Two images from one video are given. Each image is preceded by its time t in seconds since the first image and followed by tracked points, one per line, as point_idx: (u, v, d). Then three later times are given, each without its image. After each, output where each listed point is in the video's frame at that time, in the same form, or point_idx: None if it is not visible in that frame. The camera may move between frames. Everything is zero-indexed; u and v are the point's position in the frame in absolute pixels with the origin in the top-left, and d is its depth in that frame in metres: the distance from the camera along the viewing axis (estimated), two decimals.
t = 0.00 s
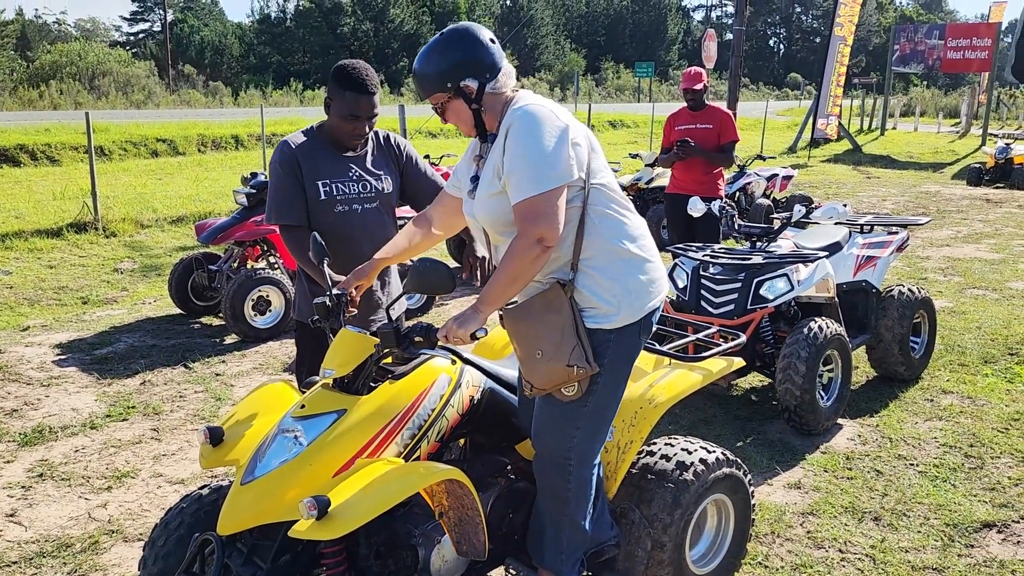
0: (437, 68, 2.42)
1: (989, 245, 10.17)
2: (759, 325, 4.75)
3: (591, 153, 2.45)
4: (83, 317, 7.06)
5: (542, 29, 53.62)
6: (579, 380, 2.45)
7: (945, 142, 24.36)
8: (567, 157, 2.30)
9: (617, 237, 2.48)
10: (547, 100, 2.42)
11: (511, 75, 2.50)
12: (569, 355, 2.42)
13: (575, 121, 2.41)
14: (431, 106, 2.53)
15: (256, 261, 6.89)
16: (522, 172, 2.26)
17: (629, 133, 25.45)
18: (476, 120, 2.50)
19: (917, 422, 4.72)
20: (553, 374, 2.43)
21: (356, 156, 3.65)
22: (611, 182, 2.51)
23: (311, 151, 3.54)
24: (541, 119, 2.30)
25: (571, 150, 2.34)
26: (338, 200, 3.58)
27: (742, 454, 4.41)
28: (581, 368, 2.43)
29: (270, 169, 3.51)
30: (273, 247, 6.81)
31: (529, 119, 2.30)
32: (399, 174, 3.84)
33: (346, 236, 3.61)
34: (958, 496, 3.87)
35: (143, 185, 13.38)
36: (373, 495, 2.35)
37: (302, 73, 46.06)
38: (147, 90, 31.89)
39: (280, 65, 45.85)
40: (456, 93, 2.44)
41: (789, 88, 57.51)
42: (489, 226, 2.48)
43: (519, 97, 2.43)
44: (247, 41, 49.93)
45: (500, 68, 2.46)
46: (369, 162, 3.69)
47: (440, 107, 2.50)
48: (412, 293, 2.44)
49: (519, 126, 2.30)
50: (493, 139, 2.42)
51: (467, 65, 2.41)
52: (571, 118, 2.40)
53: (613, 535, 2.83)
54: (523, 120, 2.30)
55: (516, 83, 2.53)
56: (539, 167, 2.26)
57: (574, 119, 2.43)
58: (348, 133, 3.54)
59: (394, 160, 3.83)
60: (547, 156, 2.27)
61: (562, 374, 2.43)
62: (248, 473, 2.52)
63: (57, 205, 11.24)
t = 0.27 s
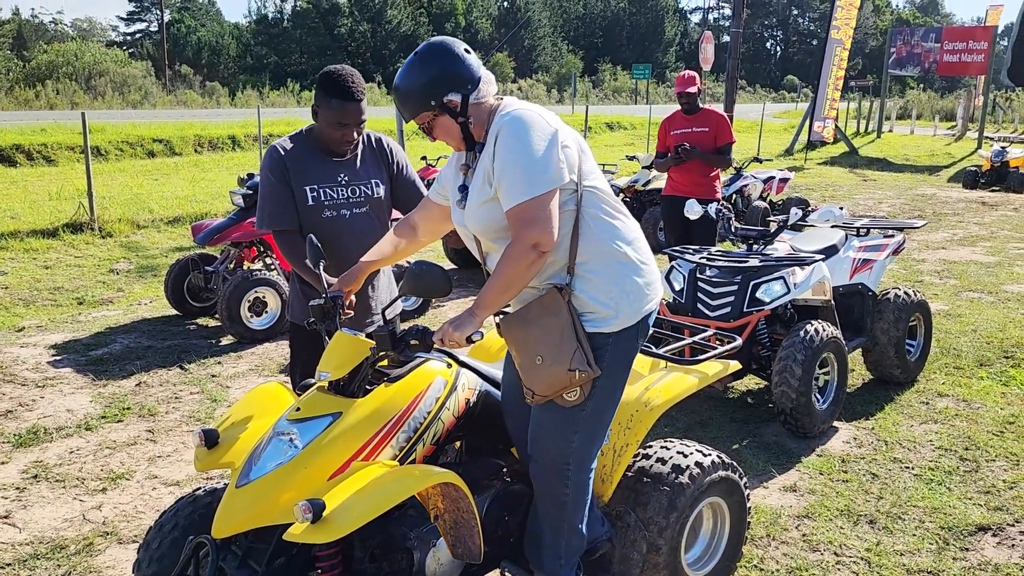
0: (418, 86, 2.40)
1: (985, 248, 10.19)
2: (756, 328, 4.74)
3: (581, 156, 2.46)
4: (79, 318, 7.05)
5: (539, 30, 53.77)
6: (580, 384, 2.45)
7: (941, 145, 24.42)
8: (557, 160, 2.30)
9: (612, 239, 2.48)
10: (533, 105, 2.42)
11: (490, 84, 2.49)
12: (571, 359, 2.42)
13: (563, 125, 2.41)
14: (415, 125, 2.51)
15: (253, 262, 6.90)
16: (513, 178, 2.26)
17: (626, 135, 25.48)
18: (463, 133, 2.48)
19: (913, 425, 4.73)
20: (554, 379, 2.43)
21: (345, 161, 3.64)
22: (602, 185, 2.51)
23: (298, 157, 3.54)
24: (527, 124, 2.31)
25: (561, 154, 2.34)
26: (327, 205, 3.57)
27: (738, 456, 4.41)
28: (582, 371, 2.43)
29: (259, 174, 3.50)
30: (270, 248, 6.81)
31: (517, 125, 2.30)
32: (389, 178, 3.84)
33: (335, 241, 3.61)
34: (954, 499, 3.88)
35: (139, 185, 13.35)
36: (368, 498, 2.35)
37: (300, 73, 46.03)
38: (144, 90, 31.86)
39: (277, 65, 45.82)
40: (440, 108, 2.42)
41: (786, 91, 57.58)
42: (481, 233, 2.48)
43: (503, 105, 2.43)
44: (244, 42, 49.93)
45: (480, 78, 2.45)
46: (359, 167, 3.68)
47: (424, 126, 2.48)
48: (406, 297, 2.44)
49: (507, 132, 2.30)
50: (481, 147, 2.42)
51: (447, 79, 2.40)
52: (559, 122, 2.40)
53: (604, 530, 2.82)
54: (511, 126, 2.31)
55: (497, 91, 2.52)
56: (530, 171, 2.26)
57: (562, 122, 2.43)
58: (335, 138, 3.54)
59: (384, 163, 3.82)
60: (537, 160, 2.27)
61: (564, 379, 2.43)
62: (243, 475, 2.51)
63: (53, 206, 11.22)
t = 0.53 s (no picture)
0: (403, 97, 2.39)
1: (981, 251, 10.21)
2: (753, 330, 4.75)
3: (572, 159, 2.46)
4: (76, 317, 7.04)
5: (537, 32, 53.82)
6: (581, 386, 2.45)
7: (938, 148, 24.47)
8: (548, 163, 2.30)
9: (606, 240, 2.49)
10: (519, 108, 2.42)
11: (474, 89, 2.49)
12: (571, 362, 2.42)
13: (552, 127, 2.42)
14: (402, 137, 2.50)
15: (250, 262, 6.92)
16: (505, 181, 2.26)
17: (624, 137, 25.50)
18: (452, 141, 2.47)
19: (909, 428, 4.74)
20: (554, 382, 2.43)
21: (336, 163, 3.64)
22: (594, 188, 2.51)
23: (289, 162, 3.54)
24: (517, 127, 2.31)
25: (551, 156, 2.34)
26: (320, 208, 3.57)
27: (734, 458, 4.41)
28: (583, 373, 2.42)
29: (250, 180, 3.51)
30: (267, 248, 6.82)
31: (507, 128, 2.30)
32: (380, 177, 3.84)
33: (330, 243, 3.61)
34: (949, 501, 3.88)
35: (136, 185, 13.34)
36: (365, 499, 2.36)
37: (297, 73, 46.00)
38: (141, 89, 31.83)
39: (275, 65, 45.78)
40: (427, 117, 2.42)
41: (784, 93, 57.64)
42: (475, 238, 2.48)
43: (491, 110, 2.42)
44: (242, 42, 49.90)
45: (464, 84, 2.44)
46: (350, 168, 3.68)
47: (413, 137, 2.47)
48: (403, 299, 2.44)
49: (496, 136, 2.30)
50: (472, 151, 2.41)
51: (433, 87, 2.39)
52: (549, 125, 2.41)
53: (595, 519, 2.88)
54: (500, 129, 2.31)
55: (481, 96, 2.52)
56: (522, 173, 2.25)
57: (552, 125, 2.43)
58: (324, 139, 3.53)
59: (375, 163, 3.82)
60: (527, 162, 2.27)
61: (565, 381, 2.43)
62: (239, 476, 2.51)
63: (50, 205, 11.21)
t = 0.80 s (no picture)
0: (398, 97, 2.39)
1: (979, 253, 10.23)
2: (752, 331, 4.76)
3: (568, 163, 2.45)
4: (74, 316, 7.04)
5: (536, 32, 53.85)
6: (571, 390, 2.46)
7: (937, 150, 24.50)
8: (545, 166, 2.30)
9: (601, 245, 2.49)
10: (516, 109, 2.41)
11: (469, 89, 2.49)
12: (561, 367, 2.43)
13: (549, 130, 2.41)
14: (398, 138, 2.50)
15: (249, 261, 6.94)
16: (502, 184, 2.26)
17: (623, 138, 25.51)
18: (449, 140, 2.46)
19: (907, 429, 4.74)
20: (545, 386, 2.44)
21: (330, 162, 3.64)
22: (589, 191, 2.51)
23: (283, 163, 3.53)
24: (515, 129, 2.30)
25: (548, 159, 2.33)
26: (316, 208, 3.57)
27: (732, 459, 4.41)
28: (572, 378, 2.44)
29: (245, 183, 3.50)
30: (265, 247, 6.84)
31: (504, 131, 2.29)
32: (373, 174, 3.84)
33: (326, 243, 3.62)
34: (947, 503, 3.89)
35: (135, 183, 13.33)
36: (362, 499, 2.36)
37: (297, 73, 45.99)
38: (141, 88, 31.84)
39: (274, 64, 45.77)
40: (424, 117, 2.41)
41: (783, 94, 57.67)
42: (470, 239, 2.48)
43: (488, 111, 2.41)
44: (242, 41, 49.90)
45: (459, 83, 2.44)
46: (344, 166, 3.68)
47: (409, 138, 2.46)
48: (401, 298, 2.44)
49: (494, 138, 2.30)
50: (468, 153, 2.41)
51: (428, 88, 2.39)
52: (546, 128, 2.40)
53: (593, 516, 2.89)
54: (497, 131, 2.30)
55: (476, 95, 2.52)
56: (519, 177, 2.25)
57: (548, 127, 2.42)
58: (318, 137, 3.52)
59: (368, 161, 3.82)
60: (526, 165, 2.26)
61: (555, 386, 2.44)
62: (237, 475, 2.51)
63: (49, 203, 11.20)
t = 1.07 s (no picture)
0: (389, 102, 2.39)
1: (980, 254, 10.23)
2: (753, 331, 4.76)
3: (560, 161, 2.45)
4: (75, 313, 7.04)
5: (538, 32, 53.92)
6: (566, 391, 2.47)
7: (938, 152, 24.48)
8: (538, 166, 2.29)
9: (597, 245, 2.49)
10: (505, 110, 2.40)
11: (460, 91, 2.48)
12: (556, 368, 2.44)
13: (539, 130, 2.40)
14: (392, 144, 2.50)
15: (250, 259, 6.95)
16: (496, 186, 2.25)
17: (625, 138, 25.51)
18: (441, 145, 2.45)
19: (907, 430, 4.74)
20: (540, 387, 2.44)
21: (327, 159, 3.64)
22: (582, 190, 2.51)
23: (281, 161, 3.53)
24: (506, 131, 2.29)
25: (541, 160, 2.33)
26: (315, 205, 3.58)
27: (733, 459, 4.42)
28: (566, 380, 2.44)
29: (243, 182, 3.50)
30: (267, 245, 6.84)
31: (495, 132, 2.29)
32: (370, 170, 3.85)
33: (326, 240, 3.62)
34: (947, 504, 3.89)
35: (137, 181, 13.33)
36: (364, 496, 2.36)
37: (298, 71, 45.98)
38: (142, 86, 31.85)
39: (275, 63, 45.77)
40: (415, 123, 2.41)
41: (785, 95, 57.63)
42: (464, 241, 2.48)
43: (478, 112, 2.41)
44: (244, 40, 49.91)
45: (449, 86, 2.44)
46: (341, 163, 3.69)
47: (402, 144, 2.47)
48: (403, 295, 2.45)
49: (484, 141, 2.29)
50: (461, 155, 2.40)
51: (418, 92, 2.39)
52: (535, 128, 2.39)
53: (597, 514, 2.92)
54: (488, 133, 2.29)
55: (467, 97, 2.52)
56: (513, 178, 2.25)
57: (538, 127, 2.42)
58: (315, 134, 3.53)
59: (364, 158, 3.84)
60: (519, 166, 2.26)
61: (550, 387, 2.44)
62: (238, 472, 2.51)
63: (50, 200, 11.21)
